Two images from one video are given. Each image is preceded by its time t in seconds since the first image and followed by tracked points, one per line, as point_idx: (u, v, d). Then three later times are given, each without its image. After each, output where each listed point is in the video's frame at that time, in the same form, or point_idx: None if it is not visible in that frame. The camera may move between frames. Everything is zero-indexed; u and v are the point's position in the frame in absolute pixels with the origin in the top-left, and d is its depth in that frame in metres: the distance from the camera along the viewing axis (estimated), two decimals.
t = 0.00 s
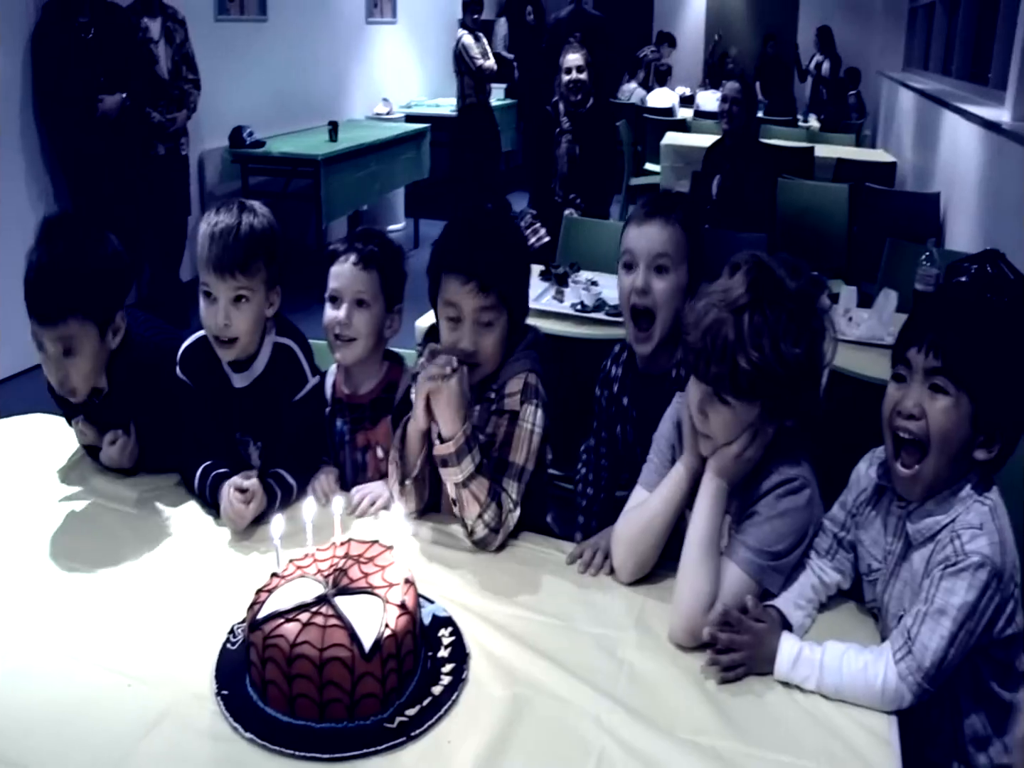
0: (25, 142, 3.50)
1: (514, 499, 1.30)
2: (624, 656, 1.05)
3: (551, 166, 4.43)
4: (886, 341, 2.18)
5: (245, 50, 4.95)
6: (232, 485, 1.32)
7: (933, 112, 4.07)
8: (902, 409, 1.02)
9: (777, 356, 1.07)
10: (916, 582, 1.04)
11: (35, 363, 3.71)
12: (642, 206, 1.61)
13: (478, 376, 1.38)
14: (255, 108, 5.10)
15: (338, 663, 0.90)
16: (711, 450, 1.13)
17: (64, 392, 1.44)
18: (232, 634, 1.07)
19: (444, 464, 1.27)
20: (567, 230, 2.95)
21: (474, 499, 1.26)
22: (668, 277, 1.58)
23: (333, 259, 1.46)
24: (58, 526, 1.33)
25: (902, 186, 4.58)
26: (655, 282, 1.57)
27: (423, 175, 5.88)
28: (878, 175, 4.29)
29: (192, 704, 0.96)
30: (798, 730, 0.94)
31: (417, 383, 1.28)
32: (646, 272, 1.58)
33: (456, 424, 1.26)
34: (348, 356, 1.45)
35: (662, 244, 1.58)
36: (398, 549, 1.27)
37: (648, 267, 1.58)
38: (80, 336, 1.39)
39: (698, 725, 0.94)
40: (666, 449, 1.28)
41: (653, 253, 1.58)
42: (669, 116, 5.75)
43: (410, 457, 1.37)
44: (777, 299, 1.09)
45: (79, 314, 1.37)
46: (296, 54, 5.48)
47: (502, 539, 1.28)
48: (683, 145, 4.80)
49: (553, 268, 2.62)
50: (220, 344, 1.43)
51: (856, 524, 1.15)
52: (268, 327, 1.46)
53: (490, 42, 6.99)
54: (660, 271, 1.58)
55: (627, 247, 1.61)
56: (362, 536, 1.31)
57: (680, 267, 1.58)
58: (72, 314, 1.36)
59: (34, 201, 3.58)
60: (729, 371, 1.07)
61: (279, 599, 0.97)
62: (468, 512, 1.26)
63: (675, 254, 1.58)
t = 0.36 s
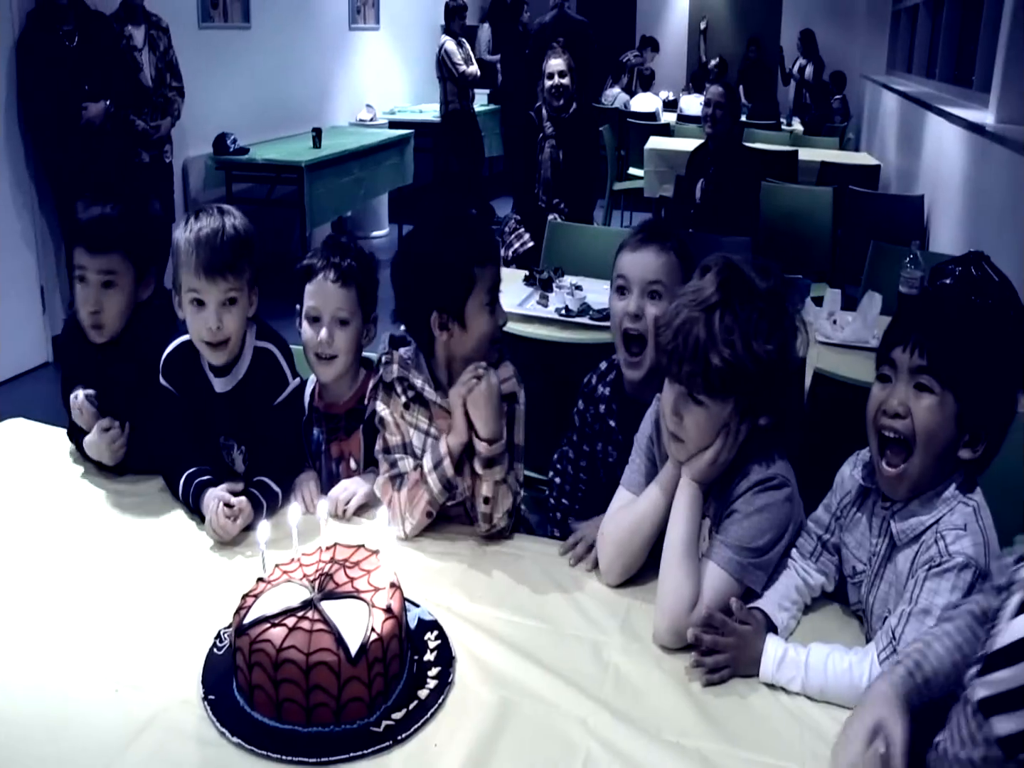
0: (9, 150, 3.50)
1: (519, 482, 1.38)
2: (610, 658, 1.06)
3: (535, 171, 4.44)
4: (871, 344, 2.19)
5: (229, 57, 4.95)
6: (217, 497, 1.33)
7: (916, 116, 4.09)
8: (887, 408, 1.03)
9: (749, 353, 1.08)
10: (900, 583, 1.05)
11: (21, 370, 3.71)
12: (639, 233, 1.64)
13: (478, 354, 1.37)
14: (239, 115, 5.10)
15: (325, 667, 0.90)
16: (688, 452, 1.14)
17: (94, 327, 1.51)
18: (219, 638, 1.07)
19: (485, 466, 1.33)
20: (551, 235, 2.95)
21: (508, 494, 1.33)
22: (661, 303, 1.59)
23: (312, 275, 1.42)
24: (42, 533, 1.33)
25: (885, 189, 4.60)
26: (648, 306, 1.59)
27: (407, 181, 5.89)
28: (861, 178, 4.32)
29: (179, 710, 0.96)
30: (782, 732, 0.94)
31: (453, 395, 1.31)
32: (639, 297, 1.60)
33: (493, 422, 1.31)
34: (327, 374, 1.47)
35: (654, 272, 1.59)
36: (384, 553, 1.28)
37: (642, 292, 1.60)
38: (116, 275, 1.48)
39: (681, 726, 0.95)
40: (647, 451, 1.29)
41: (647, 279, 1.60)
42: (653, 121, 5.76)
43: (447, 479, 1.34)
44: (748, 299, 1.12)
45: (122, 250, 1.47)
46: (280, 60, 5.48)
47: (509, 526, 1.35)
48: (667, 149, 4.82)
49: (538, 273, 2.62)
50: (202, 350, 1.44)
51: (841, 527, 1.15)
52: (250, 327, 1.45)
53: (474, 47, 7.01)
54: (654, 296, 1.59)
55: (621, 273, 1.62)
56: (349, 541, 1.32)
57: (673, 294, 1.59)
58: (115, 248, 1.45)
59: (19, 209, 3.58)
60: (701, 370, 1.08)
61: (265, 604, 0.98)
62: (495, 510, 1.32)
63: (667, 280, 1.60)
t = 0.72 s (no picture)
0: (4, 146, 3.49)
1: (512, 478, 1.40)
2: (603, 657, 1.06)
3: (530, 169, 4.44)
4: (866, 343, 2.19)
5: (224, 54, 4.94)
6: (209, 495, 1.33)
7: (912, 116, 4.10)
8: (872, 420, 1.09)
9: (734, 356, 1.08)
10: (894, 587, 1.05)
11: (16, 368, 3.69)
12: (580, 258, 1.61)
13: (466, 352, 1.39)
14: (235, 113, 5.10)
15: (318, 665, 0.90)
16: (678, 455, 1.15)
17: (125, 291, 1.58)
18: (212, 635, 1.07)
19: (469, 462, 1.33)
20: (546, 233, 2.96)
21: (495, 489, 1.33)
22: (606, 326, 1.56)
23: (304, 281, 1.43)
24: (34, 530, 1.32)
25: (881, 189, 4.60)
26: (594, 331, 1.56)
27: (403, 179, 5.88)
28: (857, 178, 4.32)
29: (172, 707, 0.96)
30: (775, 732, 0.94)
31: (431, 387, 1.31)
32: (585, 323, 1.56)
33: (476, 419, 1.31)
34: (324, 381, 1.50)
35: (598, 294, 1.56)
36: (378, 550, 1.28)
37: (587, 316, 1.57)
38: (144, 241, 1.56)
39: (674, 725, 0.95)
40: (639, 448, 1.30)
41: (591, 303, 1.56)
42: (649, 120, 5.77)
43: (432, 469, 1.35)
44: (732, 299, 1.12)
45: (146, 216, 1.56)
46: (276, 58, 5.48)
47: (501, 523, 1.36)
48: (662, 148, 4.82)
49: (532, 271, 2.63)
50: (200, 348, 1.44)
51: (836, 531, 1.15)
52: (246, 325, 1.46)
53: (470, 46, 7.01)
54: (599, 320, 1.56)
55: (565, 300, 1.60)
56: (343, 539, 1.31)
57: (619, 314, 1.56)
58: (139, 214, 1.54)
59: (13, 205, 3.57)
60: (688, 377, 1.09)
61: (259, 601, 0.97)
62: (484, 505, 1.33)
63: (611, 300, 1.56)
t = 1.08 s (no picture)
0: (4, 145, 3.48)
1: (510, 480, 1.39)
2: (603, 657, 1.06)
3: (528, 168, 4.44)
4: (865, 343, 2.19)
5: (222, 53, 4.94)
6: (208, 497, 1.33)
7: (911, 115, 4.09)
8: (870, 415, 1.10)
9: (738, 348, 1.09)
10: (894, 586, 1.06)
11: (14, 367, 3.69)
12: (571, 240, 1.59)
13: (453, 350, 1.38)
14: (234, 112, 5.09)
15: (318, 665, 0.90)
16: (680, 452, 1.15)
17: (117, 287, 1.56)
18: (212, 634, 1.07)
19: (457, 461, 1.34)
20: (545, 232, 2.96)
21: (487, 486, 1.33)
22: (597, 306, 1.54)
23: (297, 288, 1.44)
24: (34, 529, 1.32)
25: (880, 188, 4.60)
26: (585, 311, 1.54)
27: (401, 177, 5.88)
28: (856, 177, 4.32)
29: (171, 707, 0.96)
30: (774, 733, 0.95)
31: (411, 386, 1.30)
32: (574, 301, 1.55)
33: (460, 421, 1.31)
34: (325, 385, 1.50)
35: (589, 273, 1.54)
36: (377, 551, 1.27)
37: (577, 297, 1.55)
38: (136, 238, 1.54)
39: (672, 726, 0.95)
40: (638, 451, 1.30)
41: (582, 282, 1.55)
42: (648, 119, 5.76)
43: (417, 464, 1.36)
44: (735, 294, 1.13)
45: (141, 213, 1.53)
46: (274, 56, 5.48)
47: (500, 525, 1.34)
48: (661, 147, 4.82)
49: (531, 270, 2.62)
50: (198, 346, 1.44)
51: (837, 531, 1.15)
52: (246, 325, 1.47)
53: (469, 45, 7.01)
54: (590, 300, 1.55)
55: (555, 281, 1.58)
56: (342, 538, 1.31)
57: (610, 293, 1.55)
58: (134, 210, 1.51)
59: (13, 204, 3.56)
60: (692, 369, 1.08)
61: (258, 601, 0.97)
62: (478, 504, 1.32)
63: (602, 280, 1.55)
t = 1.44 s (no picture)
0: (22, 131, 3.49)
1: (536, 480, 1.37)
2: (622, 654, 1.05)
3: (546, 161, 4.43)
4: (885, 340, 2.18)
5: (241, 43, 4.94)
6: (224, 487, 1.33)
7: (933, 112, 4.06)
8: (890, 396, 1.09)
9: (764, 328, 1.10)
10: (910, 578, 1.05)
11: (31, 355, 3.70)
12: (583, 229, 1.57)
13: (476, 339, 1.42)
14: (252, 101, 5.09)
15: (337, 658, 0.90)
16: (699, 441, 1.15)
17: (127, 297, 1.54)
18: (230, 625, 1.07)
19: (475, 455, 1.32)
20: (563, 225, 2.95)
21: (506, 481, 1.32)
22: (608, 302, 1.53)
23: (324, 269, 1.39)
24: (52, 517, 1.32)
25: (899, 185, 4.58)
26: (596, 306, 1.52)
27: (419, 169, 5.87)
28: (875, 174, 4.30)
29: (189, 696, 0.96)
30: (793, 733, 0.94)
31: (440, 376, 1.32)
32: (586, 297, 1.53)
33: (482, 413, 1.30)
34: (350, 371, 1.43)
35: (601, 269, 1.52)
36: (396, 543, 1.27)
37: (588, 291, 1.53)
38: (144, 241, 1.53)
39: (691, 725, 0.94)
40: (656, 446, 1.29)
41: (594, 278, 1.53)
42: (666, 114, 5.75)
43: (445, 459, 1.33)
44: (757, 278, 1.14)
45: (146, 217, 1.52)
46: (293, 47, 5.48)
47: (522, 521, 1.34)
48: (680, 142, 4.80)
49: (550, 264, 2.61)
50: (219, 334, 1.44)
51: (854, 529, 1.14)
52: (267, 314, 1.46)
53: (488, 38, 6.99)
54: (600, 296, 1.53)
55: (566, 270, 1.55)
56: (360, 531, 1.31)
57: (621, 291, 1.53)
58: (140, 216, 1.50)
59: (32, 191, 3.57)
60: (720, 344, 1.09)
61: (276, 593, 0.97)
62: (499, 498, 1.31)
63: (614, 279, 1.53)
